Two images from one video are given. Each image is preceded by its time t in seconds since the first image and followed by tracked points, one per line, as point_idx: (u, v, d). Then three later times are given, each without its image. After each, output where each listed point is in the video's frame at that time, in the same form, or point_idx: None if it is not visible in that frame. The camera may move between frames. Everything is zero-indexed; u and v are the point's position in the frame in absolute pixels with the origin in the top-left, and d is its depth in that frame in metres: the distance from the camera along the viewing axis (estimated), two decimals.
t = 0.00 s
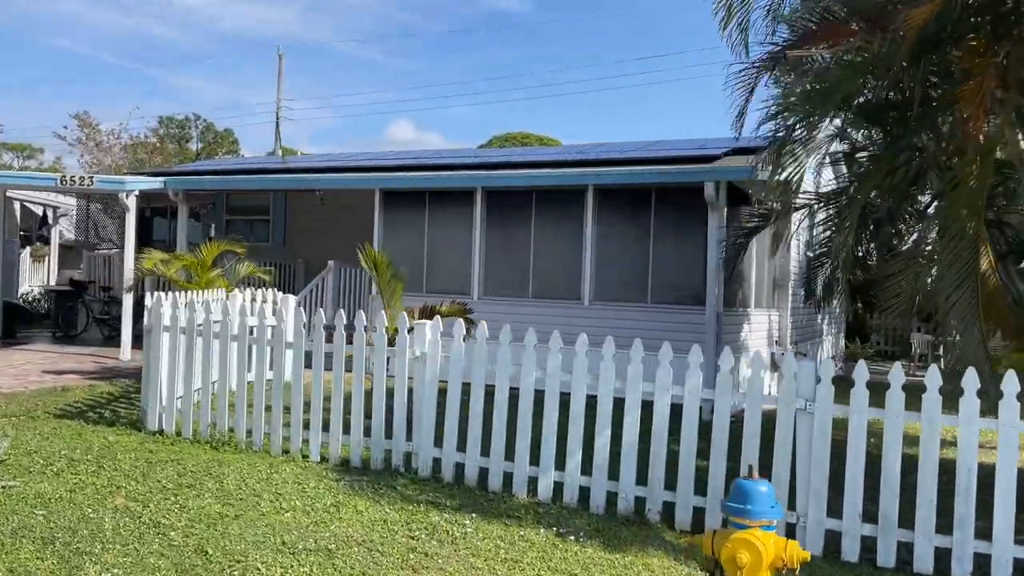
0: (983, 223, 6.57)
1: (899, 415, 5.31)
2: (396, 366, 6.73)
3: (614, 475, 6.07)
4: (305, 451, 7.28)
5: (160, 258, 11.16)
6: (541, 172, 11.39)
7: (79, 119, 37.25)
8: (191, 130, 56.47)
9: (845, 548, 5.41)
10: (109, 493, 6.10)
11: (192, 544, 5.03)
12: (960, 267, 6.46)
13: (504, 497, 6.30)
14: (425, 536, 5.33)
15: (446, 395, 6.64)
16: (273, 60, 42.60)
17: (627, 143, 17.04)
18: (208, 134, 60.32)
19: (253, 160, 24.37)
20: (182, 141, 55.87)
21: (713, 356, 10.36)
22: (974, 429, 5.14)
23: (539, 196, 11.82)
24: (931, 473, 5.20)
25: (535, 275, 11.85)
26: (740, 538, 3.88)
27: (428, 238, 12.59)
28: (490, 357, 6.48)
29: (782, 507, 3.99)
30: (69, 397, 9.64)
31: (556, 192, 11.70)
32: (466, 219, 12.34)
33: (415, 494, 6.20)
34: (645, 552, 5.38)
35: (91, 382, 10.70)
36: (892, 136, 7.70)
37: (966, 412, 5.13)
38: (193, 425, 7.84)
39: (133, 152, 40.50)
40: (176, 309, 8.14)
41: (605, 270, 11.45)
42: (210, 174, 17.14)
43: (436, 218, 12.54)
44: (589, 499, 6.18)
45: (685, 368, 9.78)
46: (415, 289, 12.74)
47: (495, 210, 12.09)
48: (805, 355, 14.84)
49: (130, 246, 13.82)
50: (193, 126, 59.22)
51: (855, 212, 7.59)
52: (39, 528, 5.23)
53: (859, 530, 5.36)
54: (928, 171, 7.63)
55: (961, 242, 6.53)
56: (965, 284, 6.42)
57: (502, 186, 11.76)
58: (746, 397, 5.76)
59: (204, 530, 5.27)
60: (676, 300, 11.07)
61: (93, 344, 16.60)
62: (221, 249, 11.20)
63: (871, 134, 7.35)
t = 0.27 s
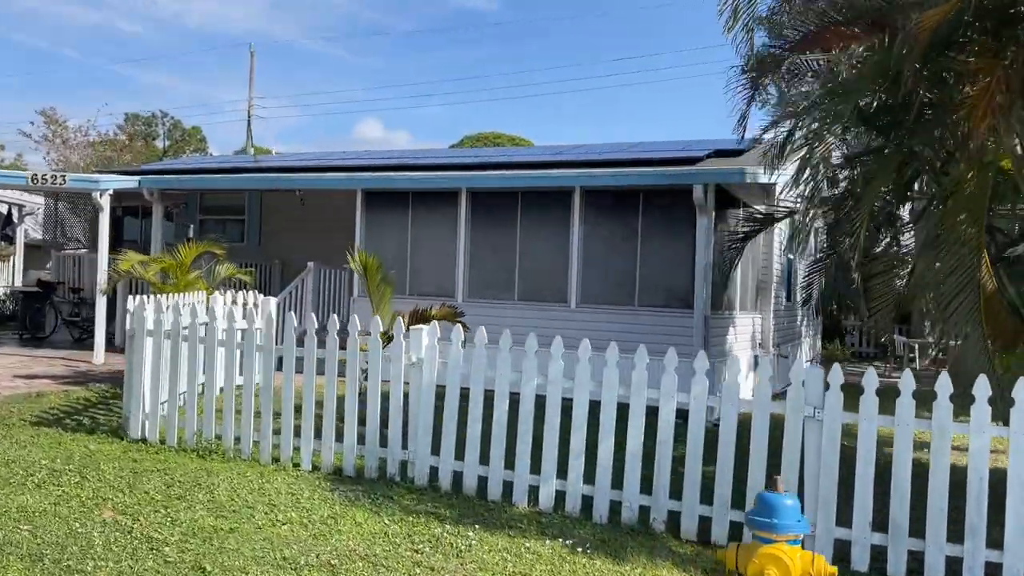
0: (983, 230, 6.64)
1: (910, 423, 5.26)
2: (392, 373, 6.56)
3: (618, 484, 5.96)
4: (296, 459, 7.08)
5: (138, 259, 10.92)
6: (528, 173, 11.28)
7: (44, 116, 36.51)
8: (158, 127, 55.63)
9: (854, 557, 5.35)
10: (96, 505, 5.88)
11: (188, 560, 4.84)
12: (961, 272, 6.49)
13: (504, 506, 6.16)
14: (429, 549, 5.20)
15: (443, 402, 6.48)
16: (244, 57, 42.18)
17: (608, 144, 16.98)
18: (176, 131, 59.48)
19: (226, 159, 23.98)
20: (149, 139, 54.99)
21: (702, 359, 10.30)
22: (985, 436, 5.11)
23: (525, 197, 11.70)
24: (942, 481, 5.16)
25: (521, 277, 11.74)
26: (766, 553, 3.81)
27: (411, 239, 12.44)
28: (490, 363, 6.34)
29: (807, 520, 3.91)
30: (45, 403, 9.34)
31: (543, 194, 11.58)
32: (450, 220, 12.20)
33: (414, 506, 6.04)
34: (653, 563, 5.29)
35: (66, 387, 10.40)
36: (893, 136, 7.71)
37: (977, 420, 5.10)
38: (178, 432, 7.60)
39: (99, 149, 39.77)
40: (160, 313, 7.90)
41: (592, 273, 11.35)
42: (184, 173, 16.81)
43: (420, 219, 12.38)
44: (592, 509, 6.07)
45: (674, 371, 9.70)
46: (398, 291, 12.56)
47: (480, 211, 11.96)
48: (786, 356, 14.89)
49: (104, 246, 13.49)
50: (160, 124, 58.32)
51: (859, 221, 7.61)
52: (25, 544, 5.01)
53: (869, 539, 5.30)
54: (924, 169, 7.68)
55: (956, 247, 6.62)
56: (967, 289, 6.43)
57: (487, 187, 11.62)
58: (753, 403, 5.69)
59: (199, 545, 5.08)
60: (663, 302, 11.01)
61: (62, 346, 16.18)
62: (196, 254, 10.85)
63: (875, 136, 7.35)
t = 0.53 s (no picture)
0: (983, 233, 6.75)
1: (919, 429, 5.26)
2: (390, 378, 6.43)
3: (621, 491, 5.88)
4: (288, 467, 6.92)
5: (115, 261, 10.72)
6: (515, 175, 11.19)
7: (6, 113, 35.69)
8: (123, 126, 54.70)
9: (863, 565, 5.33)
10: (85, 517, 5.69)
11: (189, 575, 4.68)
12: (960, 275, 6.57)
13: (506, 514, 6.06)
14: (436, 560, 5.09)
15: (442, 408, 6.36)
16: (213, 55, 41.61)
17: (589, 146, 16.95)
18: (141, 130, 58.55)
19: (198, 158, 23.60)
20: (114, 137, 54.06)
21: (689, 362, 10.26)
22: (994, 443, 5.12)
23: (511, 199, 11.62)
24: (951, 487, 5.16)
25: (506, 280, 11.65)
26: (793, 566, 3.80)
27: (395, 241, 12.29)
28: (491, 369, 6.24)
29: (833, 530, 3.87)
30: (21, 409, 9.07)
31: (529, 196, 11.49)
32: (434, 222, 12.07)
33: (415, 515, 5.93)
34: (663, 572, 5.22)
35: (40, 393, 10.11)
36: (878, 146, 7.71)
37: (986, 426, 5.11)
38: (164, 440, 7.38)
39: (63, 147, 38.98)
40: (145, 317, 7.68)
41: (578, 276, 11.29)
42: (158, 173, 16.49)
43: (403, 221, 12.24)
44: (595, 516, 5.99)
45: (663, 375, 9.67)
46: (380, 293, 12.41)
47: (464, 213, 11.85)
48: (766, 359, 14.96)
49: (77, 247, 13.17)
50: (124, 122, 57.36)
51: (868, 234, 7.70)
52: (16, 559, 4.81)
53: (877, 546, 5.28)
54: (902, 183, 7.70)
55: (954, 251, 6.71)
56: (965, 295, 6.52)
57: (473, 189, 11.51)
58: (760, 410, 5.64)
59: (199, 558, 4.93)
60: (650, 306, 10.97)
61: (31, 350, 15.79)
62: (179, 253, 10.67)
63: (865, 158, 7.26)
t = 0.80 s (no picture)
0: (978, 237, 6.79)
1: (922, 434, 5.25)
2: (384, 384, 6.30)
3: (623, 497, 5.82)
4: (277, 474, 6.75)
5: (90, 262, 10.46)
6: (498, 177, 11.11)
7: None
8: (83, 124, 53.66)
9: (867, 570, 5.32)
10: (71, 528, 5.49)
11: None
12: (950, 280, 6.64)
13: (505, 522, 5.97)
14: (440, 570, 5.00)
15: (439, 414, 6.24)
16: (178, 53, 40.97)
17: (566, 149, 16.93)
18: (101, 128, 57.49)
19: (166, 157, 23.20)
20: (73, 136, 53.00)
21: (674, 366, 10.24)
22: (998, 447, 5.13)
23: (494, 201, 11.53)
24: (956, 492, 5.17)
25: (489, 282, 11.56)
26: None
27: (375, 243, 12.16)
28: (489, 374, 6.13)
29: (855, 538, 3.83)
30: None
31: (512, 198, 11.44)
32: (416, 224, 11.96)
33: (413, 524, 5.81)
34: None
35: (11, 398, 9.81)
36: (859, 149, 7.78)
37: (990, 430, 5.12)
38: (147, 448, 7.16)
39: (22, 146, 38.11)
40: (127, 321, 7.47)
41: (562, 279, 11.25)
42: (128, 172, 16.14)
43: (384, 222, 12.13)
44: (595, 523, 5.91)
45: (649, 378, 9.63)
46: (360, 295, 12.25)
47: (446, 215, 11.75)
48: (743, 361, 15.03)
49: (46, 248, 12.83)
50: (85, 120, 56.27)
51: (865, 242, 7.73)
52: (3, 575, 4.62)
53: (882, 551, 5.27)
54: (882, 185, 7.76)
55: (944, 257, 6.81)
56: (959, 299, 6.55)
57: (456, 190, 11.41)
58: (763, 415, 5.61)
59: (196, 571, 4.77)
60: (634, 309, 10.94)
61: None
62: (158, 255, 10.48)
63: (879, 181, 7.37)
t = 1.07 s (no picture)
0: (965, 238, 6.72)
1: (921, 436, 5.27)
2: (376, 389, 6.18)
3: (621, 502, 5.76)
4: (264, 482, 6.58)
5: (60, 265, 10.16)
6: (479, 179, 11.02)
7: None
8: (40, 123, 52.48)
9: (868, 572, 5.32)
10: (54, 540, 5.29)
11: None
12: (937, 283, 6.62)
13: (500, 528, 5.88)
14: None
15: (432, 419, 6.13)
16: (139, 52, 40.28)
17: (541, 151, 16.91)
18: (58, 128, 56.31)
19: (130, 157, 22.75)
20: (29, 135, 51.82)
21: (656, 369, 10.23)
22: (996, 449, 5.16)
23: (474, 203, 11.46)
24: (955, 493, 5.19)
25: (469, 285, 11.47)
26: None
27: (353, 245, 12.01)
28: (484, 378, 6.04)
29: (873, 544, 3.79)
30: None
31: (492, 200, 11.36)
32: (395, 226, 11.83)
33: (408, 532, 5.69)
34: None
35: None
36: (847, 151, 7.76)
37: (989, 432, 5.15)
38: (127, 456, 6.95)
39: None
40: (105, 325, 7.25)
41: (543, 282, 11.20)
42: (93, 172, 15.77)
43: (362, 224, 11.99)
44: (593, 528, 5.84)
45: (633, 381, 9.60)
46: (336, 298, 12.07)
47: (426, 217, 11.66)
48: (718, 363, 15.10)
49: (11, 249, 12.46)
50: (41, 119, 55.06)
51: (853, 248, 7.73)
52: None
53: (882, 553, 5.28)
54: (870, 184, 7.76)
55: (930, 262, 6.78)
56: (948, 303, 6.57)
57: (436, 191, 11.30)
58: (762, 418, 5.59)
59: None
60: (615, 311, 10.91)
61: None
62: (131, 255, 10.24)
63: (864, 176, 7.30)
